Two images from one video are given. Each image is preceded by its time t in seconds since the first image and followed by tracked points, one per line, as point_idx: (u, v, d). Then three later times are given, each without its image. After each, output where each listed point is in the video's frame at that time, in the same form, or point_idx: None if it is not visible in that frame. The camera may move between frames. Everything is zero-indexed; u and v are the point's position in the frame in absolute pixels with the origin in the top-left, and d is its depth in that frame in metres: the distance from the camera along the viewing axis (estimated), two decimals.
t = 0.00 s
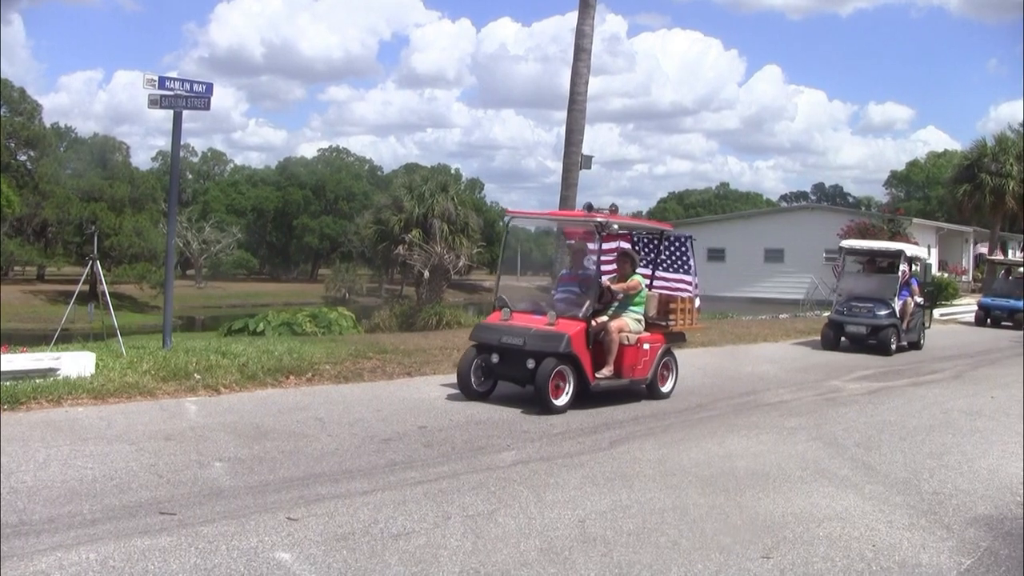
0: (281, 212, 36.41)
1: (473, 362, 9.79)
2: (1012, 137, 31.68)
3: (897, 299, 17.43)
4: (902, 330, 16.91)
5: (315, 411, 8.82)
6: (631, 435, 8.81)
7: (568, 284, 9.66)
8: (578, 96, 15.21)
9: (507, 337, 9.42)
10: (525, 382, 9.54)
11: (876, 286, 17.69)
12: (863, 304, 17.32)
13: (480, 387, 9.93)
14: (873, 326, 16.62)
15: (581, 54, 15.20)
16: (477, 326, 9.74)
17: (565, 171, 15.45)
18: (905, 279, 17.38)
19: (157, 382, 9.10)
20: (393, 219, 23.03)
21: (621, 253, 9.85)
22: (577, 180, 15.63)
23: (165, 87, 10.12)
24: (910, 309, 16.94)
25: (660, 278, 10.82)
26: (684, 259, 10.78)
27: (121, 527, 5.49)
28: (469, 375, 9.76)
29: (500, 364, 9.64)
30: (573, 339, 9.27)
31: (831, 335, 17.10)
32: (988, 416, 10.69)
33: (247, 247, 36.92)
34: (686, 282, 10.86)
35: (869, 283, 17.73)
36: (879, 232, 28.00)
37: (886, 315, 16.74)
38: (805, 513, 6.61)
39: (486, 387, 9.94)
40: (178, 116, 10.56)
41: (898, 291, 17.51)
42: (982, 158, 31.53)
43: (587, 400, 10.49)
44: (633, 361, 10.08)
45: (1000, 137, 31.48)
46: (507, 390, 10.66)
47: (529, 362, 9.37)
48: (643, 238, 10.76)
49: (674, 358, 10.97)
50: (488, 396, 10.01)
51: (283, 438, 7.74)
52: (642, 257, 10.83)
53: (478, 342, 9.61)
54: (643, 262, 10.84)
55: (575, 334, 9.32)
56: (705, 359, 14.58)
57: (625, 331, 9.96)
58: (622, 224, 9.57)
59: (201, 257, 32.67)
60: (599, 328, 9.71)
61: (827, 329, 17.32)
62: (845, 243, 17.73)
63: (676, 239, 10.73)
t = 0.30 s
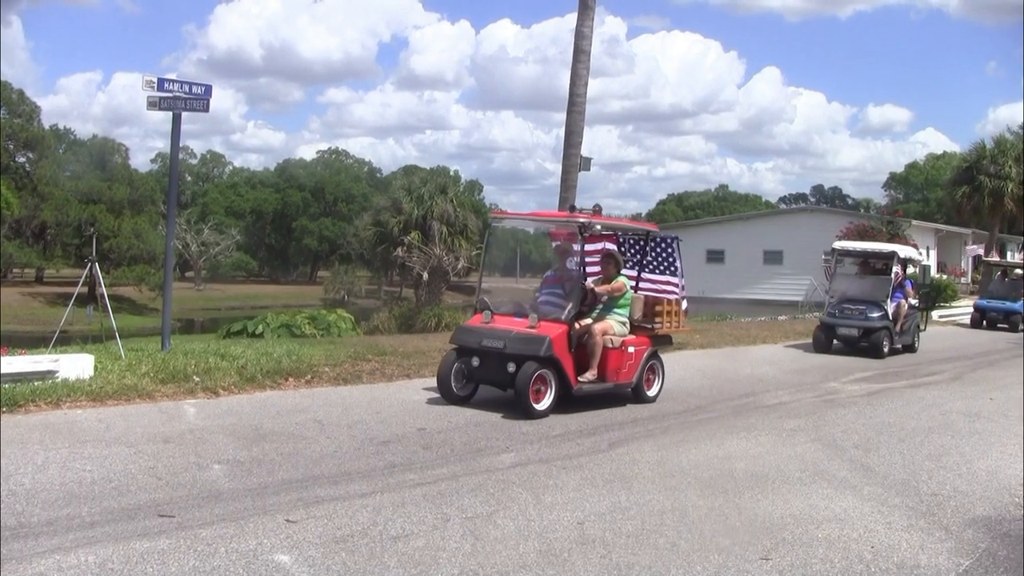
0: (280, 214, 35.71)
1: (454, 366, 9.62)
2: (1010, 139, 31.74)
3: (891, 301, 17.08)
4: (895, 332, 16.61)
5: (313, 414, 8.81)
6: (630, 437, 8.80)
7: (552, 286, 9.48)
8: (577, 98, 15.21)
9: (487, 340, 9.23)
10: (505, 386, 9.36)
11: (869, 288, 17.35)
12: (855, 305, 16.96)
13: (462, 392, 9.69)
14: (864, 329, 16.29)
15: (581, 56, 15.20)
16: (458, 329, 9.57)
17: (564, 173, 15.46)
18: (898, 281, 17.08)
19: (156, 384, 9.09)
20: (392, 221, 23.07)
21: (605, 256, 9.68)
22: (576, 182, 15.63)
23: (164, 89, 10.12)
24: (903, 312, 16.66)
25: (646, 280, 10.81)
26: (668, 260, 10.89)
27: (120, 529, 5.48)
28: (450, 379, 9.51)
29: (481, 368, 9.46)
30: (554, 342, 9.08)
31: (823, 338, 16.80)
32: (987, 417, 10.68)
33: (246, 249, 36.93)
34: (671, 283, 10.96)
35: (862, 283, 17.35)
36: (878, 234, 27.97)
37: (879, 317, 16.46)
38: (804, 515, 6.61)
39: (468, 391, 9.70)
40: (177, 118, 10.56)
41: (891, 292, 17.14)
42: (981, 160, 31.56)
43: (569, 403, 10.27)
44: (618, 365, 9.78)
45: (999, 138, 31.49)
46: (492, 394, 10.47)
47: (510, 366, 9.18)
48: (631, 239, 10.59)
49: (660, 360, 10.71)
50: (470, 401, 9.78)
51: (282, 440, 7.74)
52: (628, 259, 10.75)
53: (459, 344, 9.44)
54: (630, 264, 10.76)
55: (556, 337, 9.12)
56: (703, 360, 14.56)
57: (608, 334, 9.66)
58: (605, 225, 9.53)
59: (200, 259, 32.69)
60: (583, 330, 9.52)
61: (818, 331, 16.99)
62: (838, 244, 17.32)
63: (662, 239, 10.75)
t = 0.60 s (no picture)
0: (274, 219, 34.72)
1: (431, 372, 9.52)
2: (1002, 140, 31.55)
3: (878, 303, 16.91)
4: (882, 334, 16.48)
5: (308, 419, 8.81)
6: (625, 439, 8.82)
7: (532, 290, 9.37)
8: (571, 102, 15.23)
9: (465, 345, 9.15)
10: (482, 393, 9.26)
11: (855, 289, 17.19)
12: (842, 307, 16.83)
13: (439, 398, 9.61)
14: (851, 331, 16.17)
15: (574, 59, 15.22)
16: (435, 335, 9.46)
17: (558, 177, 15.48)
18: (886, 283, 16.93)
19: (151, 391, 9.06)
20: (387, 226, 23.32)
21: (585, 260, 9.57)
22: (570, 185, 15.65)
23: (157, 94, 10.13)
24: (891, 314, 16.54)
25: (628, 282, 10.61)
26: (652, 262, 10.57)
27: (114, 536, 5.46)
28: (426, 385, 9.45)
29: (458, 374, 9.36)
30: (531, 347, 8.99)
31: (810, 341, 16.66)
32: (981, 418, 10.71)
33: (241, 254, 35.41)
34: (655, 285, 10.65)
35: (851, 285, 17.21)
36: (872, 236, 27.92)
37: (866, 319, 16.34)
38: (799, 516, 6.62)
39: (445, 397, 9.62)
40: (172, 124, 10.57)
41: (878, 294, 16.96)
42: (973, 161, 31.52)
43: (551, 409, 10.16)
44: (599, 370, 9.71)
45: (992, 139, 31.55)
46: (470, 401, 10.38)
47: (487, 372, 9.09)
48: (611, 241, 10.46)
49: (644, 365, 10.60)
50: (447, 407, 9.70)
51: (278, 445, 7.73)
52: (610, 261, 10.61)
53: (435, 350, 9.33)
54: (612, 266, 10.64)
55: (534, 342, 9.04)
56: (698, 363, 14.58)
57: (589, 339, 9.56)
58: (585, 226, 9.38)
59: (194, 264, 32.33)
60: (563, 335, 9.36)
61: (805, 334, 16.86)
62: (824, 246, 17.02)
63: (644, 242, 10.47)
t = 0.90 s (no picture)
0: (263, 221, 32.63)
1: (404, 375, 9.40)
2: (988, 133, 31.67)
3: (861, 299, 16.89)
4: (865, 330, 16.43)
5: (299, 422, 8.80)
6: (615, 438, 8.84)
7: (506, 290, 9.21)
8: (557, 101, 15.24)
9: (437, 347, 9.03)
10: (455, 395, 9.14)
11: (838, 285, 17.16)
12: (824, 303, 16.79)
13: (412, 401, 9.48)
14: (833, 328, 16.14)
15: (560, 59, 15.23)
16: (408, 337, 9.34)
17: (545, 176, 15.49)
18: (869, 278, 16.85)
19: (140, 396, 9.04)
20: (375, 228, 23.42)
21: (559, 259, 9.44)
22: (557, 185, 15.67)
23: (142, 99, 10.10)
24: (873, 310, 16.53)
25: (605, 281, 10.43)
26: (628, 261, 10.45)
27: (105, 543, 5.45)
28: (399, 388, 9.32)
29: (431, 377, 9.24)
30: (505, 347, 8.87)
31: (790, 338, 16.57)
32: (969, 411, 10.78)
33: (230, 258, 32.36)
34: (632, 285, 10.54)
35: (833, 282, 17.12)
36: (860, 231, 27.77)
37: (848, 315, 16.32)
38: (790, 512, 6.64)
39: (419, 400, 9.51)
40: (156, 128, 10.55)
41: (861, 289, 16.94)
42: (960, 156, 31.76)
43: (527, 411, 10.03)
44: (575, 370, 9.62)
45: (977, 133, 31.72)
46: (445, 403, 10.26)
47: (460, 374, 8.97)
48: (586, 239, 10.39)
49: (622, 364, 10.48)
50: (422, 409, 9.57)
51: (268, 450, 7.71)
52: (586, 260, 10.46)
53: (408, 352, 9.21)
54: (587, 265, 10.47)
55: (507, 343, 8.91)
56: (689, 361, 14.60)
57: (564, 339, 9.49)
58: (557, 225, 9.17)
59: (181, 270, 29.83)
60: (539, 336, 9.27)
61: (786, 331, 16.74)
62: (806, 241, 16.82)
63: (620, 239, 10.36)
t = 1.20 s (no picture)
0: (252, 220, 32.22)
1: (378, 374, 9.22)
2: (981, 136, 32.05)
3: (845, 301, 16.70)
4: (848, 332, 16.26)
5: (289, 419, 8.81)
6: (606, 438, 8.85)
7: (485, 289, 9.07)
8: (549, 100, 15.27)
9: (412, 346, 8.86)
10: (429, 395, 8.98)
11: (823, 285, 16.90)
12: (807, 305, 16.59)
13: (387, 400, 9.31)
14: (816, 330, 15.95)
15: (552, 58, 15.27)
16: (382, 336, 9.16)
17: (537, 175, 15.52)
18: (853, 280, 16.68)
19: (130, 391, 9.05)
20: (367, 225, 23.69)
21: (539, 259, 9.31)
22: (549, 184, 15.70)
23: (134, 95, 10.09)
24: (857, 312, 16.39)
25: (585, 281, 10.37)
26: (609, 260, 10.36)
27: (93, 538, 5.47)
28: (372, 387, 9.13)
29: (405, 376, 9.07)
30: (480, 347, 8.72)
31: (773, 339, 16.39)
32: (960, 413, 10.86)
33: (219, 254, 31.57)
34: (613, 284, 10.42)
35: (818, 282, 16.82)
36: (850, 232, 27.93)
37: (831, 317, 16.14)
38: (779, 513, 6.68)
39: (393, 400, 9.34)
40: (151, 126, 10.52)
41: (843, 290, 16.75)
42: (952, 158, 31.96)
43: (504, 412, 9.90)
44: (553, 371, 9.42)
45: (969, 136, 31.88)
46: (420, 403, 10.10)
47: (435, 373, 8.80)
48: (566, 238, 10.28)
49: (601, 365, 10.30)
50: (395, 409, 9.41)
51: (258, 446, 7.72)
52: (566, 259, 10.38)
53: (382, 351, 9.03)
54: (567, 265, 10.39)
55: (483, 343, 8.76)
56: (681, 361, 14.65)
57: (543, 339, 9.30)
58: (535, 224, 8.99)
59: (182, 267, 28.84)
60: (517, 335, 9.10)
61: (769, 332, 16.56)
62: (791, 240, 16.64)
63: (600, 238, 10.26)
